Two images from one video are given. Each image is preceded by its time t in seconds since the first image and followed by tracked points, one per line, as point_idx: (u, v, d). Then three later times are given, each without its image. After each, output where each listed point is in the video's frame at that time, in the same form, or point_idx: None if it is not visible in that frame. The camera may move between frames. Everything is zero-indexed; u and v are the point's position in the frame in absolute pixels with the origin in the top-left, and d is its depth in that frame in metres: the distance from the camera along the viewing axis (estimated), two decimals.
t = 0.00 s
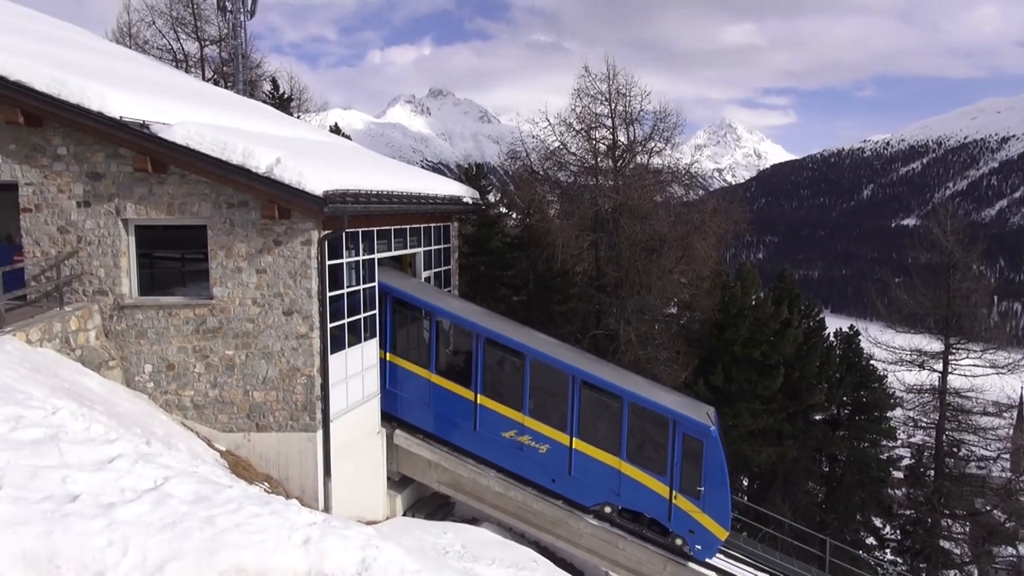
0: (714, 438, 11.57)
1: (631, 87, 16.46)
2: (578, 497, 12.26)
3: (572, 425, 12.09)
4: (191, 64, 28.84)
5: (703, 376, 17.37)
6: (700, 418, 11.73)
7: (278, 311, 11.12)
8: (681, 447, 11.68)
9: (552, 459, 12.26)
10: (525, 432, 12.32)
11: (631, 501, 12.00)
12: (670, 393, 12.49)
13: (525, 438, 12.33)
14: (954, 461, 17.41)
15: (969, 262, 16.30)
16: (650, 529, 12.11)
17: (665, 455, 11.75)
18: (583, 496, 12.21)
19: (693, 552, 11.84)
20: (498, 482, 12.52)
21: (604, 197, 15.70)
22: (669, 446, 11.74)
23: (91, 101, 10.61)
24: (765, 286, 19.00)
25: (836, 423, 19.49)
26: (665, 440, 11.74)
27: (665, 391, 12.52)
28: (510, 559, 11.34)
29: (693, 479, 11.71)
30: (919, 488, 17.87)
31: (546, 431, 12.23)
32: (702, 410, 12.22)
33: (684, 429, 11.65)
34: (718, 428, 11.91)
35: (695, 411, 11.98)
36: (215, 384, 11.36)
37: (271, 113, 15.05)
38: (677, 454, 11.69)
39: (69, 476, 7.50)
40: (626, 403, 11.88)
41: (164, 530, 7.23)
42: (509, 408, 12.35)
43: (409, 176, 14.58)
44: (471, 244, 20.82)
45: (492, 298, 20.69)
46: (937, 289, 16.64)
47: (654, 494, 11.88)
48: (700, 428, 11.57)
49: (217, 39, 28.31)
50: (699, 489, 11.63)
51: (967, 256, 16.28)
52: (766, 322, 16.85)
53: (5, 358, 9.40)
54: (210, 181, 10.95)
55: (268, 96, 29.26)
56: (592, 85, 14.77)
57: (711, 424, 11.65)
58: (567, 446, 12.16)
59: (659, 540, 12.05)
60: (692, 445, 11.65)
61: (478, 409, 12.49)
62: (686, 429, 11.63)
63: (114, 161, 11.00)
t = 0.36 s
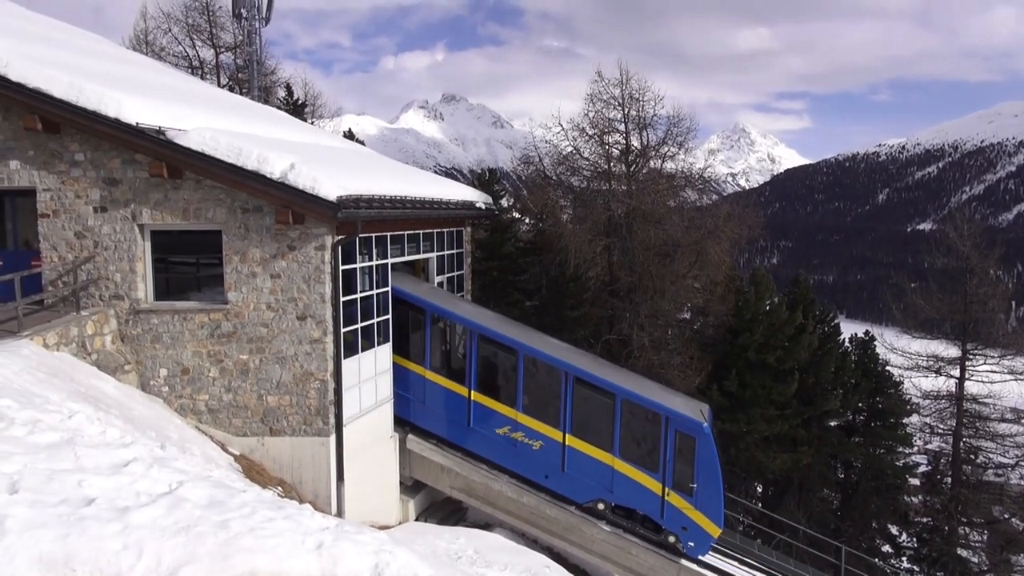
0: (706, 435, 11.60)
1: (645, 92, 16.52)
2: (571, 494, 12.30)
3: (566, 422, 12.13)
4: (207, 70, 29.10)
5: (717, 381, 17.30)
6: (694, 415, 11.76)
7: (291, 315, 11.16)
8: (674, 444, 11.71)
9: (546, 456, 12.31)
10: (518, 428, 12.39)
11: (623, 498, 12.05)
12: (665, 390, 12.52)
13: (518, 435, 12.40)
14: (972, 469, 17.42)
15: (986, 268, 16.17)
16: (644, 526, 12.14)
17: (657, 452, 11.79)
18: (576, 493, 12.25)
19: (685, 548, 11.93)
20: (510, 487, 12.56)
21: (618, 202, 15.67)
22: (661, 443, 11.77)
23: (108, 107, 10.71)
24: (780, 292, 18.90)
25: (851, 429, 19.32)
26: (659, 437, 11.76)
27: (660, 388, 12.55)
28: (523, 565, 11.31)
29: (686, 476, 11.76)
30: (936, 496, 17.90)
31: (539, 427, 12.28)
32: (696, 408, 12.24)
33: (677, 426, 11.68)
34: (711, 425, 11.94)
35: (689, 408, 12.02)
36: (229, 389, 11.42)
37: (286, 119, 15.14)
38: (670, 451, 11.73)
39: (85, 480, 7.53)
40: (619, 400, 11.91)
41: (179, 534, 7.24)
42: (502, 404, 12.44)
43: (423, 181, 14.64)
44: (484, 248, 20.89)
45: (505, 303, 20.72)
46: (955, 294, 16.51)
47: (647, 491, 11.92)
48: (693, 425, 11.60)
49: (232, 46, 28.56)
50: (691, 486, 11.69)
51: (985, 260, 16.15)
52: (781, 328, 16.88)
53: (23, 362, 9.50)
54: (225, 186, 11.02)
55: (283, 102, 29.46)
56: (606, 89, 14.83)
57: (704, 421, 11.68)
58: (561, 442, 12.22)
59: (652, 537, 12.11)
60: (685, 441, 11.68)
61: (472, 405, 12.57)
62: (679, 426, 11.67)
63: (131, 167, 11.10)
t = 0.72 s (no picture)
0: (695, 431, 11.67)
1: (653, 96, 16.53)
2: (561, 490, 12.37)
3: (556, 418, 12.22)
4: (216, 75, 29.24)
5: (725, 386, 17.23)
6: (683, 411, 11.83)
7: (300, 319, 11.18)
8: (662, 440, 11.78)
9: (536, 452, 12.39)
10: (508, 425, 12.47)
11: (613, 494, 12.12)
12: (655, 387, 12.59)
13: (508, 431, 12.49)
14: (983, 475, 17.52)
15: (997, 272, 16.11)
16: (634, 523, 12.17)
17: (647, 448, 11.86)
18: (565, 489, 12.32)
19: (675, 545, 11.98)
20: (518, 492, 12.57)
21: (626, 206, 15.67)
22: (650, 439, 11.84)
23: (119, 112, 10.77)
24: (789, 296, 18.84)
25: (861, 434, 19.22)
26: (648, 434, 11.83)
27: (651, 385, 12.62)
28: (531, 569, 11.28)
29: (675, 472, 11.82)
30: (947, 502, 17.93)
31: (529, 424, 12.37)
32: (686, 405, 12.31)
33: (666, 423, 11.75)
34: (701, 423, 12.00)
35: (679, 405, 12.08)
36: (238, 393, 11.44)
37: (294, 123, 15.19)
38: (659, 447, 11.80)
39: (94, 483, 7.55)
40: (608, 396, 12.00)
41: (188, 537, 7.22)
42: (492, 400, 12.51)
43: (430, 185, 14.67)
44: (492, 253, 20.91)
45: (513, 307, 20.74)
46: (966, 299, 16.42)
47: (637, 488, 11.98)
48: (682, 422, 11.68)
49: (242, 51, 28.67)
50: (680, 482, 11.76)
51: (996, 265, 16.07)
52: (790, 333, 16.81)
53: (33, 365, 9.55)
54: (234, 191, 11.07)
55: (292, 106, 29.55)
56: (614, 93, 14.83)
57: (693, 417, 11.75)
58: (551, 439, 12.29)
59: (641, 534, 12.15)
60: (674, 437, 11.75)
61: (462, 402, 12.67)
62: (668, 422, 11.74)
63: (141, 172, 11.16)
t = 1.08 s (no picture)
0: (685, 427, 11.71)
1: (659, 100, 16.56)
2: (553, 486, 12.43)
3: (547, 415, 12.27)
4: (224, 80, 29.39)
5: (733, 390, 17.18)
6: (673, 406, 11.88)
7: (307, 323, 11.20)
8: (653, 435, 11.84)
9: (526, 448, 12.47)
10: (500, 421, 12.54)
11: (604, 490, 12.16)
12: (648, 383, 12.63)
13: (499, 427, 12.55)
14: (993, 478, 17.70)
15: (1005, 275, 16.14)
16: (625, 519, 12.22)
17: (637, 444, 11.92)
18: (557, 485, 12.39)
19: (666, 540, 12.03)
20: (525, 496, 12.56)
21: (633, 210, 15.68)
22: (641, 435, 11.90)
23: (128, 117, 10.82)
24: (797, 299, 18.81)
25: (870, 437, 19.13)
26: (639, 429, 11.89)
27: (643, 382, 12.67)
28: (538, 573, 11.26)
29: (665, 468, 11.86)
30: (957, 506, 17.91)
31: (520, 420, 12.44)
32: (677, 400, 12.36)
33: (656, 418, 11.81)
34: (692, 418, 12.05)
35: (670, 401, 12.13)
36: (245, 397, 11.47)
37: (301, 128, 15.24)
38: (650, 442, 11.85)
39: (103, 487, 7.57)
40: (599, 392, 12.05)
41: (196, 541, 7.23)
42: (483, 396, 12.59)
43: (437, 189, 14.69)
44: (499, 256, 20.92)
45: (520, 311, 20.75)
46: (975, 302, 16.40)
47: (628, 484, 12.03)
48: (673, 417, 11.73)
49: (249, 56, 28.80)
50: (671, 478, 11.80)
51: (1004, 267, 16.09)
52: (798, 335, 16.72)
53: (43, 369, 9.60)
54: (242, 195, 11.11)
55: (299, 111, 29.66)
56: (621, 97, 14.87)
57: (683, 412, 11.80)
58: (542, 435, 12.35)
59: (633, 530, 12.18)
60: (664, 433, 11.80)
61: (454, 398, 12.75)
62: (658, 418, 11.79)
63: (150, 177, 11.21)
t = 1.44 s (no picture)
0: (672, 420, 11.63)
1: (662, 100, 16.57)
2: (543, 481, 12.45)
3: (536, 409, 12.29)
4: (227, 83, 29.47)
5: (736, 390, 17.17)
6: (661, 400, 11.82)
7: (311, 325, 11.20)
8: (641, 429, 11.78)
9: (516, 442, 12.51)
10: (489, 415, 12.60)
11: (593, 484, 12.13)
12: (639, 378, 12.58)
13: (489, 421, 12.60)
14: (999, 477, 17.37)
15: (1010, 274, 16.12)
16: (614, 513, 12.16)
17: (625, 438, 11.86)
18: (547, 480, 12.40)
19: (654, 534, 11.95)
20: (529, 496, 12.55)
21: (636, 210, 15.68)
22: (629, 429, 11.84)
23: (131, 120, 10.84)
24: (800, 299, 18.80)
25: (874, 437, 19.09)
26: (627, 422, 11.84)
27: (635, 377, 12.62)
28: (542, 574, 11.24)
29: (653, 462, 11.80)
30: (963, 506, 17.89)
31: (510, 415, 12.48)
32: (667, 394, 12.29)
33: (644, 411, 11.75)
34: (681, 412, 11.96)
35: (658, 395, 12.06)
36: (249, 399, 11.48)
37: (304, 130, 15.26)
38: (638, 436, 11.79)
39: (107, 489, 7.57)
40: (587, 386, 12.04)
41: (199, 543, 7.22)
42: (473, 391, 12.65)
43: (440, 191, 14.71)
44: (502, 258, 20.93)
45: (523, 312, 20.75)
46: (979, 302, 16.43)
47: (616, 477, 11.98)
48: (661, 411, 11.67)
49: (252, 59, 28.88)
50: (658, 471, 11.73)
51: (1009, 266, 16.09)
52: (801, 335, 16.77)
53: (47, 372, 9.61)
54: (246, 198, 11.12)
55: (302, 113, 29.73)
56: (624, 97, 14.89)
57: (671, 406, 11.73)
58: (531, 429, 12.38)
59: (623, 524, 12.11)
60: (652, 426, 11.75)
61: (446, 393, 12.85)
62: (647, 411, 11.74)
63: (153, 179, 11.23)
